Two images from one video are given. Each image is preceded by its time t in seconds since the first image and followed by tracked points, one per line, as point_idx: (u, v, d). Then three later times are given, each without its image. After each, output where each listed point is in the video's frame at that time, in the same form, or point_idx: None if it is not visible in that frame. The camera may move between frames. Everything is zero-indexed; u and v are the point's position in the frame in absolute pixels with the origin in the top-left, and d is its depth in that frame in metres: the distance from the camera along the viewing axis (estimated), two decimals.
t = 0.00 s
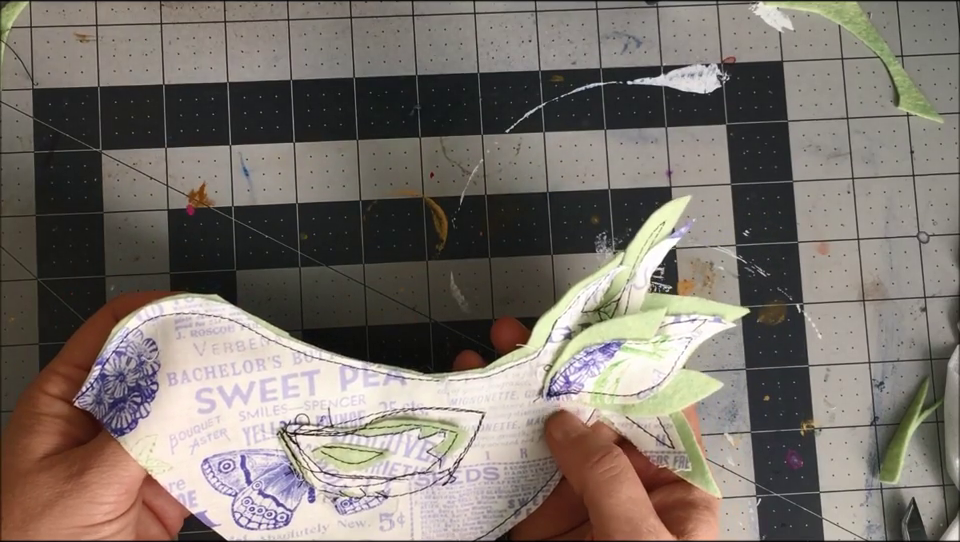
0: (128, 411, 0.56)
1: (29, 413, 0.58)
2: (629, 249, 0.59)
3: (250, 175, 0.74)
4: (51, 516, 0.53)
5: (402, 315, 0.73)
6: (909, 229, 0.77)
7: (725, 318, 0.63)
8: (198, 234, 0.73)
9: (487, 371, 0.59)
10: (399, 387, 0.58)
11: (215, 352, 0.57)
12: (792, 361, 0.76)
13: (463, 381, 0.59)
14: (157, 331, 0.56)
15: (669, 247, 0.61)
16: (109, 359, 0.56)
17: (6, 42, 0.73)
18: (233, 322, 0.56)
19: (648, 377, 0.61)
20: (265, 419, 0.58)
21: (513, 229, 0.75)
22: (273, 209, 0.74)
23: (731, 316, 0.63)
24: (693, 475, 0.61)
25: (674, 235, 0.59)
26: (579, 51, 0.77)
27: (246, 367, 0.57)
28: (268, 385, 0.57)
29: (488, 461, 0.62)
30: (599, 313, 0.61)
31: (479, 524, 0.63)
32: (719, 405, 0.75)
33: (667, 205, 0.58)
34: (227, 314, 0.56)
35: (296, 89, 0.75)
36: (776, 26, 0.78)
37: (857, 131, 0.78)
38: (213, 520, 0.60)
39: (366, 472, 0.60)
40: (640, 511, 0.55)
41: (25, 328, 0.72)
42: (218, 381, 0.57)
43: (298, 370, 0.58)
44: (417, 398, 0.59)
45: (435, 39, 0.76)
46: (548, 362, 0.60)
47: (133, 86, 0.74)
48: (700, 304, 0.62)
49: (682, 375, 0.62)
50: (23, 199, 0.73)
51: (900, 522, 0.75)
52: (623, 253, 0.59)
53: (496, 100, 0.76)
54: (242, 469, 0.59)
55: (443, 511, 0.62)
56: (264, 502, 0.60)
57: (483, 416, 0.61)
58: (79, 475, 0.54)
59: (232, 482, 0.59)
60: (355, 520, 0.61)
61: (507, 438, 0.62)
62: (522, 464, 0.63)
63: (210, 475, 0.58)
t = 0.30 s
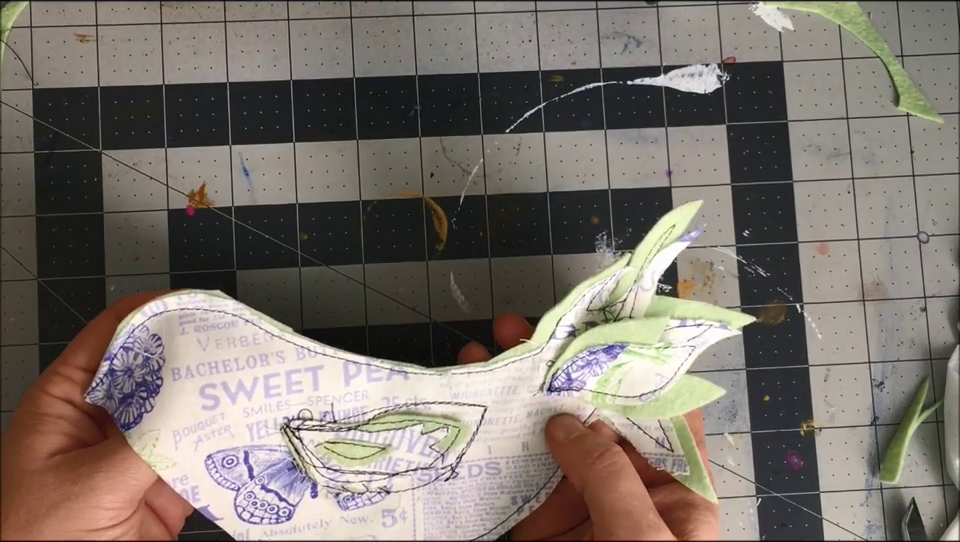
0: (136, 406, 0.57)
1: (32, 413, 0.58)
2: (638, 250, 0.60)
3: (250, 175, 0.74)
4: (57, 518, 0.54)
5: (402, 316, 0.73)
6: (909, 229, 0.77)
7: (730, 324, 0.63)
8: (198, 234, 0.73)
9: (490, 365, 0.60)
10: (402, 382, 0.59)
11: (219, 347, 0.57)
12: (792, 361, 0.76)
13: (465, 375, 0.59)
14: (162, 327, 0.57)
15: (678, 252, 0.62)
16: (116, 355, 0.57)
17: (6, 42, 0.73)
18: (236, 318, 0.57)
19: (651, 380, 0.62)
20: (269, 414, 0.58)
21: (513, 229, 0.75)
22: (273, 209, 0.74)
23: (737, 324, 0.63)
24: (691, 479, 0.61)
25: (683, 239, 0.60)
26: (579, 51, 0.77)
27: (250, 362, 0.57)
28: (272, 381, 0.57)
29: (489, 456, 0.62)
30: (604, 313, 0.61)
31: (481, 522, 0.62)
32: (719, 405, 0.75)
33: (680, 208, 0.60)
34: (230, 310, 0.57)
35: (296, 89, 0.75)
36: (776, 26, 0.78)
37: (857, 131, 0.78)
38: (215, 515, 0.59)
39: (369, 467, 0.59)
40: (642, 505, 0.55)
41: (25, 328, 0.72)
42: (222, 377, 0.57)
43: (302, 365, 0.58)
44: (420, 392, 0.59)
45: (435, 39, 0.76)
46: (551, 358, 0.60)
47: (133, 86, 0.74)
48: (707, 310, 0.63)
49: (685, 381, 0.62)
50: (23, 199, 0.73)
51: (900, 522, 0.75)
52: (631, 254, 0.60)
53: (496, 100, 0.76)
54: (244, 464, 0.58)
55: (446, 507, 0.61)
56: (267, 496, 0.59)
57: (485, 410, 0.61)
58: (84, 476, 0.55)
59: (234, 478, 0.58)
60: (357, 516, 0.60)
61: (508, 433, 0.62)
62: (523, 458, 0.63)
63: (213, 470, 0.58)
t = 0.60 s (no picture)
0: (133, 396, 0.57)
1: (30, 412, 0.59)
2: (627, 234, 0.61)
3: (250, 175, 0.74)
4: (52, 517, 0.54)
5: (402, 316, 0.73)
6: (909, 229, 0.77)
7: (723, 310, 0.63)
8: (198, 234, 0.73)
9: (486, 355, 0.61)
10: (399, 373, 0.59)
11: (217, 338, 0.58)
12: (792, 361, 0.76)
13: (461, 366, 0.60)
14: (159, 316, 0.58)
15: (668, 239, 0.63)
16: (110, 343, 0.57)
17: (6, 42, 0.73)
18: (235, 308, 0.58)
19: (646, 368, 0.62)
20: (268, 406, 0.59)
21: (512, 229, 0.75)
22: (273, 209, 0.74)
23: (730, 309, 0.63)
24: (693, 467, 0.61)
25: (671, 224, 0.61)
26: (579, 51, 0.77)
27: (249, 353, 0.58)
28: (271, 371, 0.58)
29: (487, 450, 0.62)
30: (597, 300, 0.62)
31: (478, 516, 0.62)
32: (719, 405, 0.75)
33: (666, 193, 0.61)
34: (229, 300, 0.58)
35: (296, 89, 0.75)
36: (776, 26, 0.78)
37: (857, 131, 0.78)
38: (214, 509, 0.60)
39: (366, 460, 0.60)
40: (640, 511, 0.55)
41: (25, 328, 0.72)
42: (221, 367, 0.58)
43: (300, 355, 0.59)
44: (417, 384, 0.60)
45: (435, 39, 0.76)
46: (546, 349, 0.61)
47: (133, 86, 0.74)
48: (699, 296, 0.63)
49: (681, 367, 0.62)
50: (23, 199, 0.73)
51: (900, 522, 0.75)
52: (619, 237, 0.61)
53: (496, 100, 0.76)
54: (243, 457, 0.59)
55: (443, 501, 0.62)
56: (264, 490, 0.60)
57: (482, 402, 0.61)
58: (80, 474, 0.55)
59: (233, 471, 0.59)
60: (355, 511, 0.61)
61: (506, 425, 0.62)
62: (521, 453, 0.62)
63: (213, 463, 0.59)
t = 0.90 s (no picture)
0: (147, 369, 0.58)
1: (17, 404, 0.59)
2: (644, 226, 0.61)
3: (250, 175, 0.74)
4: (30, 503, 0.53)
5: (402, 315, 0.73)
6: (909, 229, 0.77)
7: (736, 307, 0.63)
8: (198, 234, 0.73)
9: (502, 344, 0.60)
10: (415, 359, 0.60)
11: (236, 316, 0.58)
12: (792, 361, 0.76)
13: (477, 353, 0.60)
14: (177, 292, 0.58)
15: (682, 234, 0.63)
16: (126, 316, 0.58)
17: (6, 42, 0.73)
18: (254, 289, 0.58)
19: (659, 362, 0.62)
20: (283, 388, 0.59)
21: (513, 229, 0.75)
22: (273, 209, 0.74)
23: (743, 306, 0.62)
24: (703, 460, 0.61)
25: (688, 218, 0.61)
26: (579, 51, 0.77)
27: (266, 332, 0.59)
28: (287, 352, 0.59)
29: (500, 442, 0.62)
30: (612, 292, 0.62)
31: (492, 510, 0.63)
32: (719, 404, 0.75)
33: (683, 188, 0.61)
34: (248, 280, 0.58)
35: (297, 89, 0.75)
36: (776, 26, 0.78)
37: (857, 131, 0.78)
38: (227, 490, 0.60)
39: (381, 449, 0.60)
40: (651, 500, 0.56)
41: (25, 328, 0.72)
42: (239, 345, 0.58)
43: (316, 338, 0.59)
44: (433, 372, 0.60)
45: (435, 39, 0.76)
46: (561, 339, 0.61)
47: (133, 86, 0.74)
48: (713, 292, 0.62)
49: (694, 363, 0.62)
50: (23, 199, 0.73)
51: (900, 522, 0.75)
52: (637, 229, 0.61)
53: (496, 100, 0.76)
54: (257, 438, 0.59)
55: (457, 495, 0.62)
56: (278, 475, 0.60)
57: (497, 393, 0.61)
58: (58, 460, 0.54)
59: (247, 452, 0.60)
60: (368, 502, 0.61)
61: (520, 417, 0.62)
62: (534, 445, 0.63)
63: (226, 441, 0.59)
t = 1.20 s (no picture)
0: (165, 363, 0.56)
1: (76, 411, 0.57)
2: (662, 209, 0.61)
3: (250, 175, 0.74)
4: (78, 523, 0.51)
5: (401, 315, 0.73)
6: (909, 229, 0.77)
7: (748, 289, 0.65)
8: (198, 234, 0.73)
9: (521, 323, 0.60)
10: (432, 343, 0.58)
11: (249, 305, 0.56)
12: (792, 361, 0.76)
13: (494, 336, 0.59)
14: (192, 283, 0.56)
15: (697, 216, 0.64)
16: (140, 309, 0.57)
17: (6, 42, 0.73)
18: (270, 278, 0.56)
19: (672, 343, 0.63)
20: (303, 376, 0.57)
21: (513, 229, 0.75)
22: (273, 209, 0.74)
23: (755, 288, 0.64)
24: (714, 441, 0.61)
25: (702, 203, 0.62)
26: (579, 51, 0.77)
27: (282, 321, 0.57)
28: (303, 337, 0.57)
29: (519, 425, 0.61)
30: (627, 274, 0.62)
31: (513, 494, 0.61)
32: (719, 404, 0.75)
33: (702, 170, 0.61)
34: (264, 269, 0.56)
35: (296, 89, 0.75)
36: (776, 26, 0.78)
37: (857, 131, 0.78)
38: (250, 486, 0.57)
39: (401, 435, 0.59)
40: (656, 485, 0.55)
41: (25, 328, 0.72)
42: (252, 334, 0.56)
43: (334, 325, 0.57)
44: (450, 355, 0.59)
45: (435, 39, 0.76)
46: (578, 321, 0.60)
47: (133, 86, 0.74)
48: (727, 275, 0.64)
49: (706, 346, 0.65)
50: (23, 199, 0.73)
51: (900, 522, 0.75)
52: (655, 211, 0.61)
53: (496, 100, 0.76)
54: (279, 428, 0.56)
55: (477, 480, 0.60)
56: (298, 464, 0.57)
57: (514, 375, 0.60)
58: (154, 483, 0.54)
59: (267, 439, 0.56)
60: (387, 489, 0.59)
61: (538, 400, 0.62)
62: (552, 427, 0.62)
63: (249, 433, 0.56)
